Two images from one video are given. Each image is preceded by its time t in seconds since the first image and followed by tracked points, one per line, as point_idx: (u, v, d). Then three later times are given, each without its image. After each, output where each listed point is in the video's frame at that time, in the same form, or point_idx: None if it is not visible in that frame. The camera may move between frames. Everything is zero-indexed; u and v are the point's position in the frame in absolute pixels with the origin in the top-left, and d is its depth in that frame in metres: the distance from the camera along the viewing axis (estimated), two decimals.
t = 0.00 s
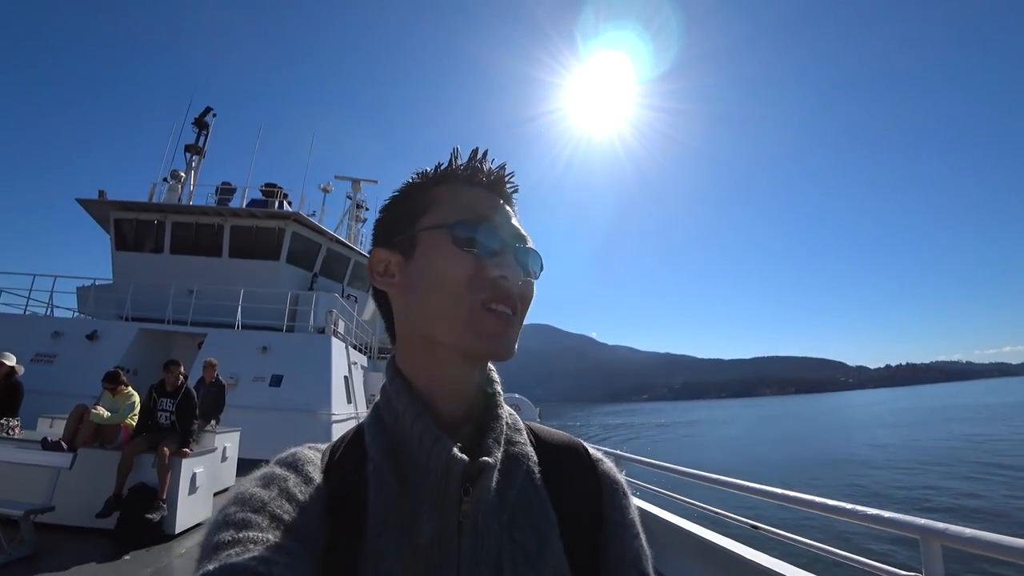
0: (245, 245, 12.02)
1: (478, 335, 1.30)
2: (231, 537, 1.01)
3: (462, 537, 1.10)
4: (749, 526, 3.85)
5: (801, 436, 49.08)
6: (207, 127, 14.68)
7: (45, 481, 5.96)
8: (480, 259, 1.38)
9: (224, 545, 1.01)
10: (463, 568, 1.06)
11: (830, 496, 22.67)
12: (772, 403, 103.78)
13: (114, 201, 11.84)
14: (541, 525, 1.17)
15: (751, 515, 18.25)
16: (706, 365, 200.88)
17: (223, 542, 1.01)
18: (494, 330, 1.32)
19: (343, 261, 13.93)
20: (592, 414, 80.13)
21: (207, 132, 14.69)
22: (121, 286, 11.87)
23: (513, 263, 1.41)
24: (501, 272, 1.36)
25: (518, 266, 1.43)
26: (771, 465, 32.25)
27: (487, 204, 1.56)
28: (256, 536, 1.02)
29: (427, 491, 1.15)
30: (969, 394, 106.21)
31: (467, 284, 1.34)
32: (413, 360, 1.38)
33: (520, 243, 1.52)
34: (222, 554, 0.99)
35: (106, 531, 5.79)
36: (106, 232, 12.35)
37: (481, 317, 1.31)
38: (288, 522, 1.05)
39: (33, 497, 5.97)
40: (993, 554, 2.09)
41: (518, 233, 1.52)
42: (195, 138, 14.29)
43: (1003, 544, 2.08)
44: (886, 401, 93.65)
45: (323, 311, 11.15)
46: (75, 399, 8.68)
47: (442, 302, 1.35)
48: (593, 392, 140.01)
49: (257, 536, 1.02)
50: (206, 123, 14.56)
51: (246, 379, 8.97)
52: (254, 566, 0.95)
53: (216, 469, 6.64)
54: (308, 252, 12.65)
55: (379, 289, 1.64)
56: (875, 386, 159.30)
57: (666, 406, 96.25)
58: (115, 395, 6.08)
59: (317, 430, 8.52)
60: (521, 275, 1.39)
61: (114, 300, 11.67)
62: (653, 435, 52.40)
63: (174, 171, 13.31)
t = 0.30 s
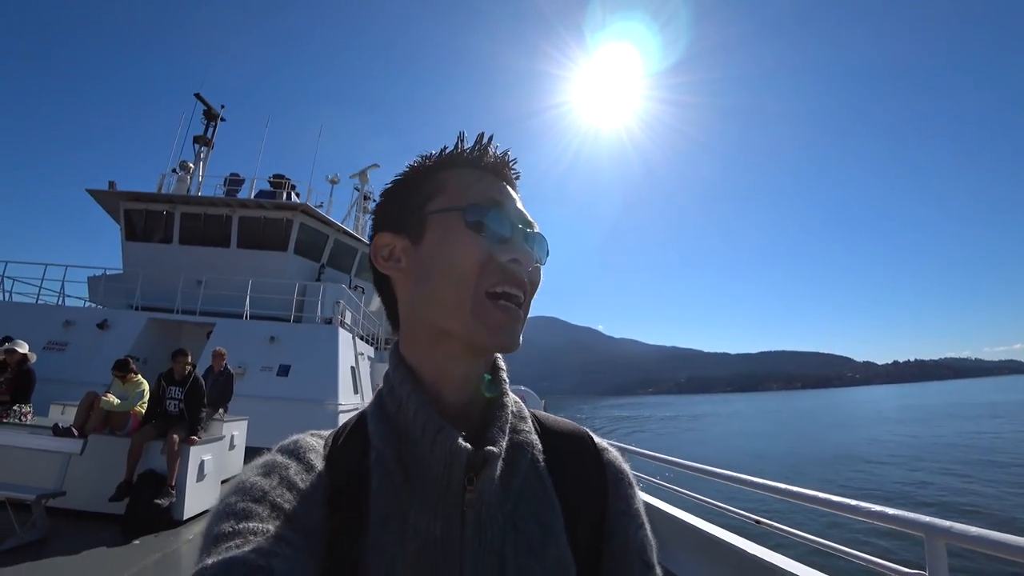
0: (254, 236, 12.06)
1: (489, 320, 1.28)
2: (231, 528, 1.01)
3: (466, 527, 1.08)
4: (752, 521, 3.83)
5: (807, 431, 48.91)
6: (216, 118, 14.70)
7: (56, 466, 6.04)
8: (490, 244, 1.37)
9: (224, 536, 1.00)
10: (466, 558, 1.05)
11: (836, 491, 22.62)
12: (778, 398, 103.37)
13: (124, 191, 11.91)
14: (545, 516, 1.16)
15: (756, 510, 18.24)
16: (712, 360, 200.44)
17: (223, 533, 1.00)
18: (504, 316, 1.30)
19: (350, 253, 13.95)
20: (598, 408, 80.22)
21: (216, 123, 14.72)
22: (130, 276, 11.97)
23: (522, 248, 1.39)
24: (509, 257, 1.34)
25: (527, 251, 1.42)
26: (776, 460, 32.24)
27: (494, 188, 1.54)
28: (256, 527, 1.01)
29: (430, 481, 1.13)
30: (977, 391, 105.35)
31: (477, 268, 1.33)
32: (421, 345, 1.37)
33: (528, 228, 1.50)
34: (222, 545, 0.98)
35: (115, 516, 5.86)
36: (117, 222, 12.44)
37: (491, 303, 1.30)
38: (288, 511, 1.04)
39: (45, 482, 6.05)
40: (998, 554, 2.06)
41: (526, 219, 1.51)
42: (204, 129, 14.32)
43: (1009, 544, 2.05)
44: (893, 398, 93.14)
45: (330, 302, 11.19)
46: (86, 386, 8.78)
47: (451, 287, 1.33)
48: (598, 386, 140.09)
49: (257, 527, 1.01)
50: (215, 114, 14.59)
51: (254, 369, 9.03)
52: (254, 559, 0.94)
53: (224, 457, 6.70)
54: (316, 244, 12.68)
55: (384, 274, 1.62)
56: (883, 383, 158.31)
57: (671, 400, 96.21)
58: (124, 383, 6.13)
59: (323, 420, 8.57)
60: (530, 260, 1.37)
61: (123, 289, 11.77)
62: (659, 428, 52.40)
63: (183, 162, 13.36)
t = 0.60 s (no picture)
0: (259, 234, 12.11)
1: (489, 303, 1.28)
2: (240, 521, 1.01)
3: (475, 518, 1.08)
4: (760, 514, 3.81)
5: (815, 425, 48.69)
6: (220, 117, 14.75)
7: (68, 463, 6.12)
8: (487, 228, 1.36)
9: (234, 529, 1.00)
10: (475, 548, 1.05)
11: (845, 485, 22.53)
12: (786, 392, 102.90)
13: (131, 191, 11.98)
14: (554, 505, 1.16)
15: (764, 504, 18.19)
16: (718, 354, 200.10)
17: (234, 526, 1.01)
18: (504, 298, 1.29)
19: (356, 250, 13.98)
20: (604, 403, 80.20)
21: (220, 123, 14.76)
22: (138, 275, 12.06)
23: (521, 229, 1.38)
24: (505, 239, 1.33)
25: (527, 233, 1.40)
26: (784, 454, 32.19)
27: (492, 172, 1.52)
28: (266, 519, 1.01)
29: (439, 474, 1.13)
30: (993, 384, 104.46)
31: (475, 252, 1.32)
32: (423, 334, 1.36)
33: (528, 211, 1.49)
34: (232, 538, 0.99)
35: (126, 512, 5.93)
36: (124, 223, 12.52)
37: (490, 286, 1.29)
38: (297, 502, 1.04)
39: (57, 479, 6.13)
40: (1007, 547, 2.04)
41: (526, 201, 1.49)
42: (208, 128, 14.37)
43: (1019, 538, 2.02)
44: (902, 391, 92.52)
45: (336, 300, 11.22)
46: (96, 385, 8.86)
47: (450, 272, 1.32)
48: (605, 381, 140.03)
49: (266, 520, 1.01)
50: (220, 113, 14.63)
51: (261, 366, 9.08)
52: (262, 553, 0.94)
53: (232, 454, 6.75)
54: (321, 241, 12.72)
55: (388, 269, 1.62)
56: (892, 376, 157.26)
57: (678, 395, 96.02)
58: (134, 381, 6.18)
59: (331, 416, 8.61)
60: (528, 241, 1.36)
61: (132, 289, 11.86)
62: (666, 423, 52.32)
63: (188, 162, 13.41)
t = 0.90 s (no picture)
0: (261, 237, 12.12)
1: (481, 307, 1.27)
2: (248, 524, 1.00)
3: (482, 521, 1.08)
4: (765, 508, 3.81)
5: (821, 416, 48.63)
6: (220, 121, 14.74)
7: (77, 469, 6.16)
8: (479, 231, 1.35)
9: (242, 531, 1.00)
10: (483, 550, 1.05)
11: (852, 475, 22.51)
12: (791, 384, 102.72)
13: (133, 197, 12.01)
14: (563, 506, 1.15)
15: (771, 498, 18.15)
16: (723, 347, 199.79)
17: (241, 529, 1.00)
18: (497, 301, 1.28)
19: (358, 250, 13.99)
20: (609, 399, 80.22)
21: (220, 126, 14.76)
22: (142, 280, 12.09)
23: (515, 230, 1.36)
24: (498, 240, 1.32)
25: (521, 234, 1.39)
26: (791, 446, 32.11)
27: (487, 173, 1.51)
28: (274, 522, 1.01)
29: (445, 476, 1.12)
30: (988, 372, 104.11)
31: (467, 257, 1.32)
32: (420, 340, 1.37)
33: (525, 210, 1.47)
34: (240, 542, 0.98)
35: (135, 516, 5.95)
36: (127, 228, 12.56)
37: (481, 290, 1.28)
38: (305, 505, 1.03)
39: (66, 485, 6.16)
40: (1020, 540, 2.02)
41: (522, 201, 1.47)
42: (208, 132, 14.37)
43: None
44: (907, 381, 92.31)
45: (340, 301, 11.24)
46: (103, 391, 8.90)
47: (443, 277, 1.33)
48: (609, 376, 140.01)
49: (275, 522, 1.01)
50: (219, 117, 14.62)
51: (266, 369, 9.10)
52: (270, 555, 0.93)
53: (239, 456, 6.77)
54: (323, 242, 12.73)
55: (391, 276, 1.63)
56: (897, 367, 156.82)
57: (683, 389, 95.98)
58: (139, 386, 6.22)
59: (336, 417, 8.63)
60: (522, 242, 1.34)
61: (136, 294, 11.90)
62: (671, 418, 52.33)
63: (189, 166, 13.42)
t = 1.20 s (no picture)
0: (263, 235, 12.11)
1: (477, 309, 1.26)
2: (256, 524, 0.99)
3: (491, 522, 1.07)
4: (767, 513, 3.78)
5: (821, 418, 48.57)
6: (223, 118, 14.74)
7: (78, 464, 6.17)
8: (477, 233, 1.34)
9: (250, 531, 0.99)
10: (492, 552, 1.04)
11: (851, 478, 22.48)
12: (791, 386, 102.74)
13: (135, 193, 12.01)
14: (572, 507, 1.14)
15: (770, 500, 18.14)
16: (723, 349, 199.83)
17: (249, 529, 0.99)
18: (494, 302, 1.27)
19: (360, 249, 13.98)
20: (609, 399, 80.15)
21: (223, 123, 14.76)
22: (143, 277, 12.09)
23: (513, 230, 1.35)
24: (494, 241, 1.31)
25: (519, 234, 1.37)
26: (790, 448, 32.09)
27: (488, 176, 1.49)
28: (282, 522, 1.00)
29: (453, 478, 1.11)
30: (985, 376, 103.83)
31: (463, 258, 1.31)
32: (421, 344, 1.36)
33: (527, 210, 1.45)
34: (248, 542, 0.97)
35: (135, 512, 5.95)
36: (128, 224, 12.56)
37: (478, 291, 1.27)
38: (314, 505, 1.03)
39: (66, 480, 6.16)
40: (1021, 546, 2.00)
41: (523, 201, 1.46)
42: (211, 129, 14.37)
43: None
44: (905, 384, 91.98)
45: (341, 299, 11.24)
46: (103, 387, 8.90)
47: (441, 279, 1.31)
48: (609, 377, 139.91)
49: (283, 522, 1.00)
50: (222, 114, 14.63)
51: (267, 366, 9.09)
52: (279, 555, 0.92)
53: (239, 453, 6.77)
54: (325, 240, 12.72)
55: (401, 281, 1.62)
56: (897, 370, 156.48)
57: (682, 390, 95.90)
58: (140, 382, 6.20)
59: (336, 415, 8.62)
60: (519, 243, 1.33)
61: (137, 290, 11.90)
62: (669, 419, 52.28)
63: (191, 163, 13.42)
